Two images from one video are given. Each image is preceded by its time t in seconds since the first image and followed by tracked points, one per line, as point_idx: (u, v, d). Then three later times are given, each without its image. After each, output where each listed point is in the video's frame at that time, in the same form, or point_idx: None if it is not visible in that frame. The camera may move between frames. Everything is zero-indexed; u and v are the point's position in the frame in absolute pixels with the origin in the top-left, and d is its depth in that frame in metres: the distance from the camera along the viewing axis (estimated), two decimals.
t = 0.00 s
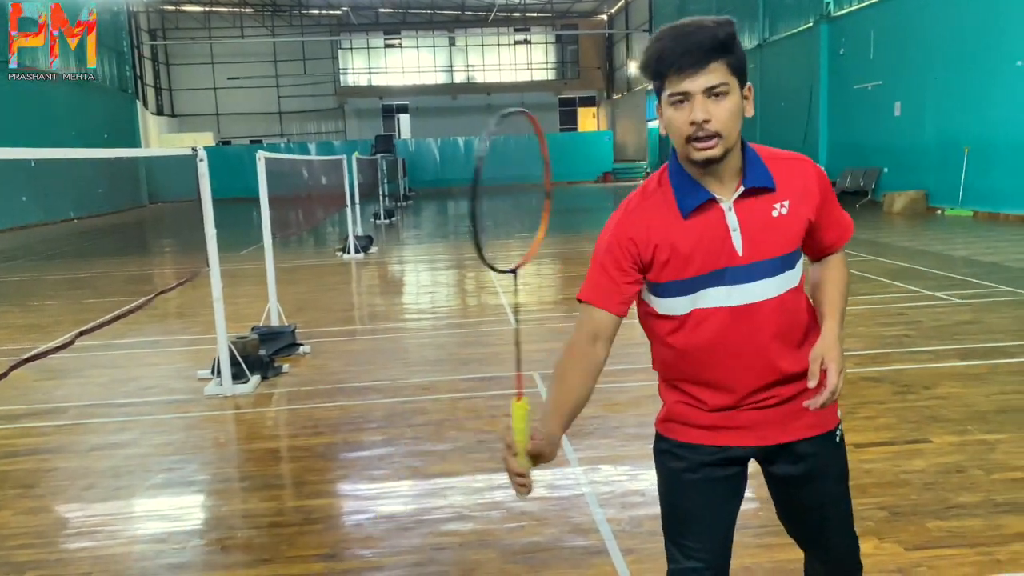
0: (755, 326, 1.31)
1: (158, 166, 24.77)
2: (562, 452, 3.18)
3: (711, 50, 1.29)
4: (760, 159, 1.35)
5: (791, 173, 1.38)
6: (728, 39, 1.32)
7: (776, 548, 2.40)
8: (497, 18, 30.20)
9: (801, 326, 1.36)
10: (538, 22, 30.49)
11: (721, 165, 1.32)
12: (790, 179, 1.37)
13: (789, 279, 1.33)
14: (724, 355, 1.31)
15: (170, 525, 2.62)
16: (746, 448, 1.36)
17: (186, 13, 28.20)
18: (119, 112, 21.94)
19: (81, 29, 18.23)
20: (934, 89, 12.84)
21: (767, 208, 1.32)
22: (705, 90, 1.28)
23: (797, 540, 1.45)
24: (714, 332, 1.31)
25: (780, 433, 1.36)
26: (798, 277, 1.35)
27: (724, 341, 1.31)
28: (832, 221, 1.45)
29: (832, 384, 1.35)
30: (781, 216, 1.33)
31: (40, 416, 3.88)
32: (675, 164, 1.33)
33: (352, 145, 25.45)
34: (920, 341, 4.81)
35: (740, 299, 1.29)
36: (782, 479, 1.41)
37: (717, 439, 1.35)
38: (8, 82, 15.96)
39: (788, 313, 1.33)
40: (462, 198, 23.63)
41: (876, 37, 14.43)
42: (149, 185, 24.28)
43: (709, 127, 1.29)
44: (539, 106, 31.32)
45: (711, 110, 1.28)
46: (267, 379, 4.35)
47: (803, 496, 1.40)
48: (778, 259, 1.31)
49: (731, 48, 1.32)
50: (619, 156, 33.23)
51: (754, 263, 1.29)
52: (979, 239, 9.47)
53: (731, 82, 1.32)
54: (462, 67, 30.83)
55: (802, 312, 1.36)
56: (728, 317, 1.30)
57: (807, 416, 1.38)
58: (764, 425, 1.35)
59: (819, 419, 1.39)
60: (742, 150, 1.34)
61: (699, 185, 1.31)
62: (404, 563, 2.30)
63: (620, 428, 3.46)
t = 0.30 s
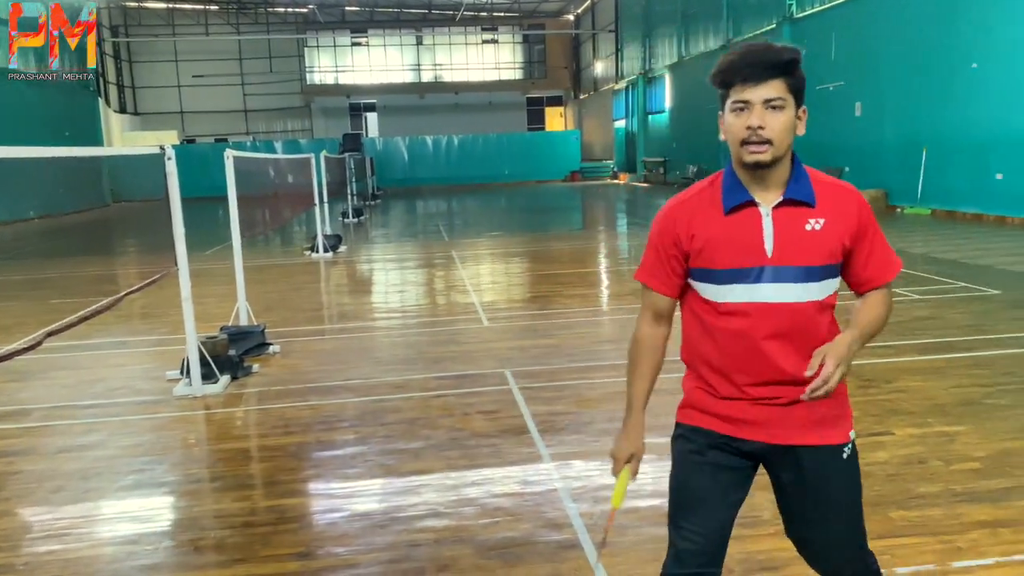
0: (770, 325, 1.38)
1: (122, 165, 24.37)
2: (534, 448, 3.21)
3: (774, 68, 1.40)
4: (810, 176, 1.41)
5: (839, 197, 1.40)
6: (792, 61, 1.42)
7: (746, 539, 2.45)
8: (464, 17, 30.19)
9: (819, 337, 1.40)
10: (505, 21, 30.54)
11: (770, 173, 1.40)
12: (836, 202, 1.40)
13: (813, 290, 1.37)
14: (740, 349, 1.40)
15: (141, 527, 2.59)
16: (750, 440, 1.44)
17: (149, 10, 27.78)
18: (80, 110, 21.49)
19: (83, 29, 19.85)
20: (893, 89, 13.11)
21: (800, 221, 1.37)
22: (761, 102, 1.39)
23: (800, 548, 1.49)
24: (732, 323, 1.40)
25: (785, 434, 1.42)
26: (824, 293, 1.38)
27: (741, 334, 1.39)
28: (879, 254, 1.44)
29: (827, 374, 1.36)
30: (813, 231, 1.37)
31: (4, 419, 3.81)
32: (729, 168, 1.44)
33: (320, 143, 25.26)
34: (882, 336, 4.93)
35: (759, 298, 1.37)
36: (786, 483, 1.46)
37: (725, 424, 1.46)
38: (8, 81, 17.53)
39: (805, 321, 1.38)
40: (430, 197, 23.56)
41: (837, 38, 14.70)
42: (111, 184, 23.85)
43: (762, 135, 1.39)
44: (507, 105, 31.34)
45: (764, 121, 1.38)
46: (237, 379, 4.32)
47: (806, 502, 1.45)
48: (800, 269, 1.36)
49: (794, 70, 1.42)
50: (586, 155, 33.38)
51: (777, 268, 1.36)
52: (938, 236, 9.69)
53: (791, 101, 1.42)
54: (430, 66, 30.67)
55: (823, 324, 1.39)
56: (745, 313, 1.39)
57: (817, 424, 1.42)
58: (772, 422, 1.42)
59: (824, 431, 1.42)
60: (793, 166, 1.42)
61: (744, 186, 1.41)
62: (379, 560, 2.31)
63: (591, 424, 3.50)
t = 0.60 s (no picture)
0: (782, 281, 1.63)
1: (58, 161, 23.68)
2: (487, 445, 3.22)
3: (799, 64, 1.58)
4: (837, 157, 1.58)
5: (863, 177, 1.55)
6: (821, 53, 1.58)
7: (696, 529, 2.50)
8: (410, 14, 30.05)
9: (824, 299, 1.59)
10: (453, 19, 30.48)
11: (800, 153, 1.61)
12: (857, 181, 1.55)
13: (818, 256, 1.58)
14: (761, 300, 1.67)
15: (85, 534, 2.53)
16: (762, 386, 1.68)
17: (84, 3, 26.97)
18: (12, 106, 20.71)
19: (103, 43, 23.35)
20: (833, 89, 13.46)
21: (814, 196, 1.58)
22: (783, 94, 1.58)
23: (789, 505, 1.72)
24: (757, 277, 1.67)
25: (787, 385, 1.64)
26: (831, 262, 1.57)
27: (760, 286, 1.67)
28: (900, 233, 1.53)
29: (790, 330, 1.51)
30: (824, 205, 1.56)
31: None
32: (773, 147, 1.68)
33: (264, 141, 24.84)
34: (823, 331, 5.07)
35: (775, 258, 1.63)
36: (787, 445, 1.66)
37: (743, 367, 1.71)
38: None
39: (810, 283, 1.60)
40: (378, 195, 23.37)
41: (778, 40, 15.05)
42: (45, 182, 23.05)
43: (785, 121, 1.59)
44: (454, 103, 31.26)
45: (784, 111, 1.58)
46: (183, 381, 4.23)
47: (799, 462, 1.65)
48: (803, 237, 1.58)
49: (821, 62, 1.58)
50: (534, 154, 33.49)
51: (787, 232, 1.60)
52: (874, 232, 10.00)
53: (819, 89, 1.58)
54: (376, 63, 30.40)
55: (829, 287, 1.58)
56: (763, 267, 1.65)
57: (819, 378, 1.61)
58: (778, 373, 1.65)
59: (825, 388, 1.61)
60: (820, 146, 1.60)
61: (776, 163, 1.65)
62: (332, 560, 2.29)
63: (543, 420, 3.53)
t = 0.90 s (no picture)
0: (767, 269, 1.88)
1: None
2: (426, 445, 3.21)
3: (795, 84, 1.81)
4: (823, 165, 1.82)
5: (844, 183, 1.79)
6: (815, 76, 1.82)
7: (634, 521, 2.54)
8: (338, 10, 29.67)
9: (797, 284, 1.84)
10: (382, 16, 30.22)
11: (794, 162, 1.86)
12: (838, 186, 1.79)
13: (800, 247, 1.82)
14: (750, 285, 1.92)
15: (5, 548, 2.41)
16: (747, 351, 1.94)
17: None
18: None
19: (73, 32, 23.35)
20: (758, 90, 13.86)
21: (800, 196, 1.83)
22: (781, 111, 1.82)
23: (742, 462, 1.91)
24: (750, 266, 1.93)
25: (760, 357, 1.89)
26: (809, 252, 1.82)
27: (752, 272, 1.92)
28: (875, 229, 1.76)
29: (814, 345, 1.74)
30: (807, 204, 1.81)
31: None
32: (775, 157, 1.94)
33: (188, 138, 24.12)
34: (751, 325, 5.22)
35: (764, 249, 1.88)
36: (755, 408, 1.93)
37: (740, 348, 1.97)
38: None
39: (792, 272, 1.84)
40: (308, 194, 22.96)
41: (704, 42, 15.41)
42: None
43: (783, 133, 1.83)
44: (384, 101, 30.97)
45: (781, 126, 1.83)
46: (107, 387, 4.07)
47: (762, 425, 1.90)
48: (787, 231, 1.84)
49: (814, 84, 1.82)
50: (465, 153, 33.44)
51: (776, 229, 1.86)
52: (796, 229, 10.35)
53: (813, 108, 1.83)
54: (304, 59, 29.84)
55: (805, 275, 1.83)
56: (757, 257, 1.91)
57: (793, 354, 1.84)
58: (759, 345, 1.90)
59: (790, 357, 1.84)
60: (812, 155, 1.85)
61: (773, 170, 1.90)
62: (270, 565, 2.25)
63: (481, 418, 3.54)
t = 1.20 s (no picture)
0: (762, 233, 2.14)
1: None
2: (361, 445, 3.18)
3: (777, 70, 2.05)
4: (801, 136, 2.09)
5: (821, 151, 2.07)
6: (789, 62, 2.07)
7: (572, 512, 2.58)
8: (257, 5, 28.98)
9: (794, 242, 2.10)
10: (302, 12, 29.66)
11: (777, 136, 2.11)
12: (816, 154, 2.06)
13: (789, 210, 2.09)
14: (750, 248, 2.18)
15: None
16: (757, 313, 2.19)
17: None
18: None
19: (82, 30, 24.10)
20: (679, 90, 14.18)
21: (785, 164, 2.08)
22: (766, 94, 2.06)
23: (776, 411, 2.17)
24: (747, 232, 2.19)
25: (766, 309, 2.15)
26: (796, 214, 2.09)
27: (750, 237, 2.17)
28: (853, 187, 2.04)
29: (817, 284, 1.99)
30: (794, 170, 2.07)
31: None
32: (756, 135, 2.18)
33: (99, 136, 23.18)
34: (678, 318, 5.36)
35: (758, 215, 2.14)
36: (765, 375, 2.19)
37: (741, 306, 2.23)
38: None
39: (786, 233, 2.11)
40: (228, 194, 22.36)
41: (626, 42, 15.69)
42: None
43: (770, 113, 2.07)
44: (306, 98, 30.33)
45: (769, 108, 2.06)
46: (21, 396, 3.90)
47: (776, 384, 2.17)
48: (779, 196, 2.09)
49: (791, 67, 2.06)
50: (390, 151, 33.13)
51: (765, 196, 2.12)
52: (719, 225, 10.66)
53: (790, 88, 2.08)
54: (221, 55, 28.96)
55: (798, 235, 2.09)
56: (753, 224, 2.16)
57: (796, 305, 2.11)
58: (763, 301, 2.16)
59: (795, 307, 2.11)
60: (790, 130, 2.11)
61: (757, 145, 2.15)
62: (206, 572, 2.20)
63: (416, 417, 3.53)
